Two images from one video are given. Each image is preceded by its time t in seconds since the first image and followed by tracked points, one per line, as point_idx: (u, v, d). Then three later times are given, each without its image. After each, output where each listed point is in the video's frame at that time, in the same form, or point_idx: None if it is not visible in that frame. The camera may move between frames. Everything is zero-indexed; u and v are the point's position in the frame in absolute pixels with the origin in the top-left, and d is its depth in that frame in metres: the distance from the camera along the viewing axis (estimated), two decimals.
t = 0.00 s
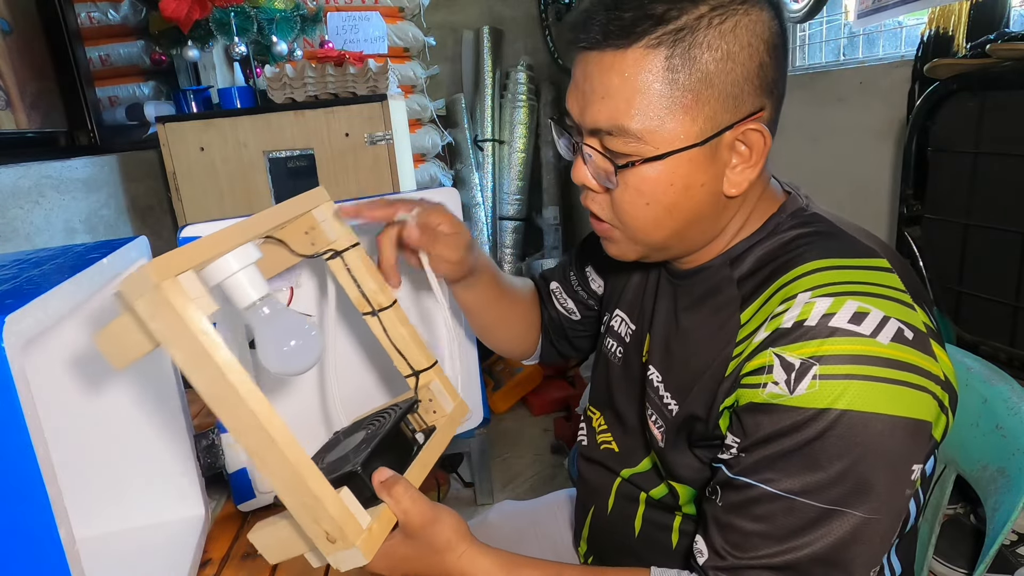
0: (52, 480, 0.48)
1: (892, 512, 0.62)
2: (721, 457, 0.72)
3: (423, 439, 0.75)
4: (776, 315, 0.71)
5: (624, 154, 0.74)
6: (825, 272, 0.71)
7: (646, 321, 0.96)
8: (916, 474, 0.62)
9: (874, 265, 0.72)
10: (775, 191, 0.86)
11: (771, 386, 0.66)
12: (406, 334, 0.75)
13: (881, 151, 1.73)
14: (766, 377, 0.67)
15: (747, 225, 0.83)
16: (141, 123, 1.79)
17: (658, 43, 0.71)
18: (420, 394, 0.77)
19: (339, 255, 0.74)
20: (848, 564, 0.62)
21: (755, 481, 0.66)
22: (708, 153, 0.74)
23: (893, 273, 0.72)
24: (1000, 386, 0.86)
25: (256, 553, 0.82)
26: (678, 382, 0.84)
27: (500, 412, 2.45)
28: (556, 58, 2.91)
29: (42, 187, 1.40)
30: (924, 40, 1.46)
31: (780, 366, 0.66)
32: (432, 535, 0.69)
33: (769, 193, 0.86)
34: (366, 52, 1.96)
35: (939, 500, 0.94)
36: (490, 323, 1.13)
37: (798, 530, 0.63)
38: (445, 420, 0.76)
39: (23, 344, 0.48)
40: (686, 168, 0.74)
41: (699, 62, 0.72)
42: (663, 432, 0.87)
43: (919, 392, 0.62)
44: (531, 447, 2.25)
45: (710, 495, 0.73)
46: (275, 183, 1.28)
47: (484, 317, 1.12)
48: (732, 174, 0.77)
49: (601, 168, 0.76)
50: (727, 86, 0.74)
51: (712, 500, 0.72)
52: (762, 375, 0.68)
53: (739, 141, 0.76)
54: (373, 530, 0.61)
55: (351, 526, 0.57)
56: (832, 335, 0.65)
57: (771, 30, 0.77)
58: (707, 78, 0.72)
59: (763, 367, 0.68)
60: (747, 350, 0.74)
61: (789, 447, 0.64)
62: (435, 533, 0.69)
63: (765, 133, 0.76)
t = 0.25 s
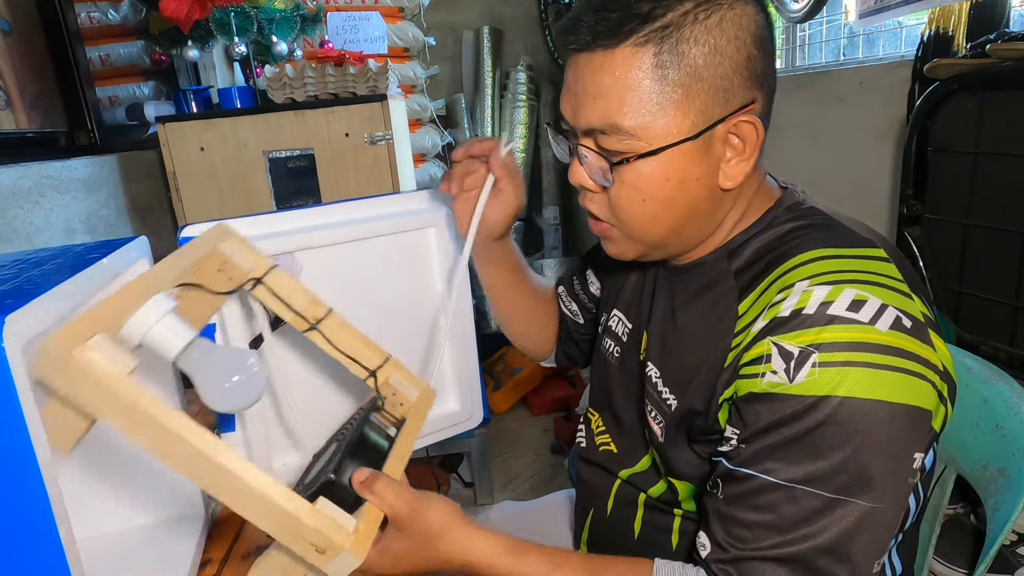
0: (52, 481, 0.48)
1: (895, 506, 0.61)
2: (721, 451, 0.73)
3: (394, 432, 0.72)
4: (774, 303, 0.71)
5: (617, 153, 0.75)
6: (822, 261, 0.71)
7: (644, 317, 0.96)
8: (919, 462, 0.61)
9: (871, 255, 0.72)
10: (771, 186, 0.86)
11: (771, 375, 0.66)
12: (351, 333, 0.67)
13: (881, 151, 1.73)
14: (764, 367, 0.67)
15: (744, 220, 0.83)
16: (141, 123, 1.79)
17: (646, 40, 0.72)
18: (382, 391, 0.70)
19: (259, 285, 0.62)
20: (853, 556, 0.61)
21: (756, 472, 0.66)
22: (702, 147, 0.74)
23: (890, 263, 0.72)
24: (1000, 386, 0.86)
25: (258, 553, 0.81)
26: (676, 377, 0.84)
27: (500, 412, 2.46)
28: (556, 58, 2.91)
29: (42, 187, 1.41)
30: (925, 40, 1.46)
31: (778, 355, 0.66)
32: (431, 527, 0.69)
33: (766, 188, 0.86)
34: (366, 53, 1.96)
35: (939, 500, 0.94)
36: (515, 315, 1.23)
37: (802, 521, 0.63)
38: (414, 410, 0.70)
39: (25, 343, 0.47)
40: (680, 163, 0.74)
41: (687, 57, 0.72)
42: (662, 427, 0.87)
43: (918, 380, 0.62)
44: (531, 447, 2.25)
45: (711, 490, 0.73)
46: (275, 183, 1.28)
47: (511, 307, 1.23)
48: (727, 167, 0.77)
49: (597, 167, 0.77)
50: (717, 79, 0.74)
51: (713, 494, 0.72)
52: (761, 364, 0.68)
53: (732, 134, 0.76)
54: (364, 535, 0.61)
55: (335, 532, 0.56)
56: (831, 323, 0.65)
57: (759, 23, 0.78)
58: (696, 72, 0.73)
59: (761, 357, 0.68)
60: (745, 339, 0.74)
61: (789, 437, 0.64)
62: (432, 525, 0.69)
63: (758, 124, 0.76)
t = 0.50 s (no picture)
0: (52, 481, 0.48)
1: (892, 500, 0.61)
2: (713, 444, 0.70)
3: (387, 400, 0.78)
4: (765, 294, 0.71)
5: (607, 150, 0.75)
6: (813, 253, 0.71)
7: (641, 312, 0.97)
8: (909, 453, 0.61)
9: (861, 247, 0.72)
10: (764, 183, 0.87)
11: (761, 366, 0.65)
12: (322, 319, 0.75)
13: (880, 151, 1.73)
14: (755, 358, 0.66)
15: (738, 216, 0.84)
16: (141, 123, 1.79)
17: (632, 38, 0.72)
18: (369, 363, 0.76)
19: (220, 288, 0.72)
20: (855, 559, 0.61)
21: (750, 463, 0.62)
22: (691, 141, 0.75)
23: (880, 256, 0.72)
24: (1000, 386, 0.86)
25: (257, 553, 0.82)
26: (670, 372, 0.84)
27: (500, 412, 2.46)
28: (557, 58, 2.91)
29: (42, 187, 1.41)
30: (925, 39, 1.46)
31: (769, 346, 0.65)
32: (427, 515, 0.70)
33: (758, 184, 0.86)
34: (366, 52, 1.96)
35: (939, 500, 0.94)
36: (538, 314, 1.23)
37: (804, 513, 0.59)
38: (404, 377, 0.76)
39: (24, 344, 0.48)
40: (671, 158, 0.74)
41: (675, 54, 0.73)
42: (656, 421, 0.86)
43: (908, 371, 0.61)
44: (531, 447, 2.25)
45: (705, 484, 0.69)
46: (275, 183, 1.28)
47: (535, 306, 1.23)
48: (718, 160, 0.77)
49: (591, 164, 0.78)
50: (703, 73, 0.74)
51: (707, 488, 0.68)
52: (751, 356, 0.67)
53: (722, 127, 0.76)
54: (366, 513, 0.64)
55: (332, 515, 0.60)
56: (820, 313, 0.64)
57: (742, 16, 0.78)
58: (682, 68, 0.73)
59: (751, 349, 0.67)
60: (736, 331, 0.73)
61: (787, 427, 0.61)
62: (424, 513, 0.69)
63: (747, 115, 0.75)
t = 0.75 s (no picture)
0: (52, 481, 0.48)
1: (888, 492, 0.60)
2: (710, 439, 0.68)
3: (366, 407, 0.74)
4: (758, 286, 0.71)
5: (586, 156, 0.77)
6: (804, 245, 0.71)
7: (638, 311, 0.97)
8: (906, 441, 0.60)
9: (853, 239, 0.72)
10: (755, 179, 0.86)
11: (755, 356, 0.64)
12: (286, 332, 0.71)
13: (880, 151, 1.73)
14: (750, 348, 0.65)
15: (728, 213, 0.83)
16: (141, 123, 1.78)
17: (602, 46, 0.74)
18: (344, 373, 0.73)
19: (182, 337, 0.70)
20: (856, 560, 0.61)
21: (748, 452, 0.61)
22: (670, 141, 0.75)
23: (871, 247, 0.72)
24: (1000, 386, 0.86)
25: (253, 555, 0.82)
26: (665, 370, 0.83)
27: (500, 412, 2.46)
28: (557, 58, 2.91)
29: (42, 187, 1.41)
30: (925, 39, 1.46)
31: (763, 336, 0.65)
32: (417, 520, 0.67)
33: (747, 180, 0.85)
34: (366, 52, 1.96)
35: (939, 500, 0.94)
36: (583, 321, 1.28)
37: (805, 506, 0.58)
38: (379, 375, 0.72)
39: (23, 344, 0.48)
40: (649, 159, 0.75)
41: (645, 58, 0.74)
42: (655, 417, 0.86)
43: (902, 359, 0.61)
44: (531, 447, 2.25)
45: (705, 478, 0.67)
46: (275, 183, 1.27)
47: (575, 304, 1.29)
48: (698, 158, 0.77)
49: (575, 169, 0.80)
50: (673, 73, 0.75)
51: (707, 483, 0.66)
52: (746, 347, 0.66)
53: (699, 125, 0.76)
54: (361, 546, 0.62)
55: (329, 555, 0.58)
56: (811, 302, 0.64)
57: (713, 15, 0.78)
58: (655, 71, 0.74)
59: (745, 340, 0.66)
60: (730, 323, 0.72)
61: (790, 417, 0.60)
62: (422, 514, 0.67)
63: (723, 113, 0.75)
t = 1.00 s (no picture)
0: (52, 481, 0.48)
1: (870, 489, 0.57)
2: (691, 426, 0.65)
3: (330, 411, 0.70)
4: (746, 276, 0.69)
5: (571, 154, 0.78)
6: (794, 236, 0.70)
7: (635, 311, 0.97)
8: (885, 433, 0.57)
9: (844, 233, 0.71)
10: (748, 177, 0.85)
11: (738, 342, 0.63)
12: (247, 349, 0.66)
13: (880, 151, 1.73)
14: (734, 335, 0.64)
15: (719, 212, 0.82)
16: (141, 123, 1.79)
17: (584, 47, 0.75)
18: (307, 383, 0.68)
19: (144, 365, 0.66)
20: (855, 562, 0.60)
21: (724, 434, 0.59)
22: (652, 137, 0.75)
23: (861, 241, 0.71)
24: (1000, 386, 0.86)
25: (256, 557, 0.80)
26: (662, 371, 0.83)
27: (500, 412, 2.46)
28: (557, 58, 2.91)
29: (42, 187, 1.41)
30: (925, 39, 1.46)
31: (747, 322, 0.63)
32: (386, 510, 0.65)
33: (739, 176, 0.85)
34: (366, 52, 1.96)
35: (939, 500, 0.94)
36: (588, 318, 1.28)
37: (773, 487, 0.55)
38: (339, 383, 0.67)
39: (23, 344, 0.48)
40: (632, 155, 0.75)
41: (625, 58, 0.75)
42: (651, 413, 0.85)
43: (886, 351, 0.59)
44: (531, 447, 2.25)
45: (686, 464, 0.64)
46: (275, 183, 1.28)
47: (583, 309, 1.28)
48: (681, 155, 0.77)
49: (563, 168, 0.81)
50: (654, 71, 0.75)
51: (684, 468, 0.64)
52: (730, 334, 0.64)
53: (681, 121, 0.76)
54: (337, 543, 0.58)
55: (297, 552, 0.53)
56: (796, 290, 0.62)
57: (697, 16, 0.79)
58: (636, 68, 0.75)
59: (731, 327, 0.65)
60: (718, 313, 0.71)
61: (768, 400, 0.57)
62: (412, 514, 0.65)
63: (704, 109, 0.75)
